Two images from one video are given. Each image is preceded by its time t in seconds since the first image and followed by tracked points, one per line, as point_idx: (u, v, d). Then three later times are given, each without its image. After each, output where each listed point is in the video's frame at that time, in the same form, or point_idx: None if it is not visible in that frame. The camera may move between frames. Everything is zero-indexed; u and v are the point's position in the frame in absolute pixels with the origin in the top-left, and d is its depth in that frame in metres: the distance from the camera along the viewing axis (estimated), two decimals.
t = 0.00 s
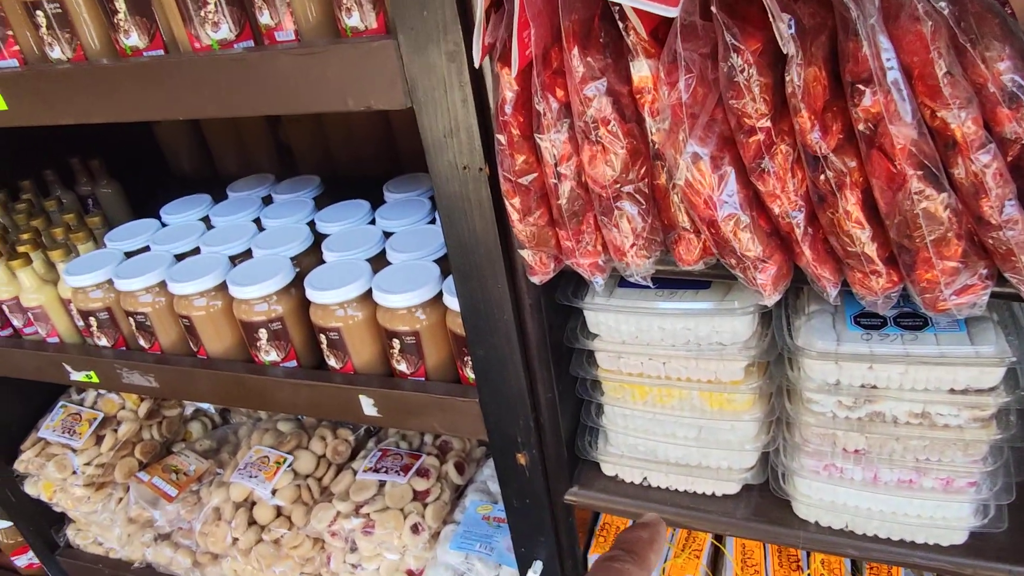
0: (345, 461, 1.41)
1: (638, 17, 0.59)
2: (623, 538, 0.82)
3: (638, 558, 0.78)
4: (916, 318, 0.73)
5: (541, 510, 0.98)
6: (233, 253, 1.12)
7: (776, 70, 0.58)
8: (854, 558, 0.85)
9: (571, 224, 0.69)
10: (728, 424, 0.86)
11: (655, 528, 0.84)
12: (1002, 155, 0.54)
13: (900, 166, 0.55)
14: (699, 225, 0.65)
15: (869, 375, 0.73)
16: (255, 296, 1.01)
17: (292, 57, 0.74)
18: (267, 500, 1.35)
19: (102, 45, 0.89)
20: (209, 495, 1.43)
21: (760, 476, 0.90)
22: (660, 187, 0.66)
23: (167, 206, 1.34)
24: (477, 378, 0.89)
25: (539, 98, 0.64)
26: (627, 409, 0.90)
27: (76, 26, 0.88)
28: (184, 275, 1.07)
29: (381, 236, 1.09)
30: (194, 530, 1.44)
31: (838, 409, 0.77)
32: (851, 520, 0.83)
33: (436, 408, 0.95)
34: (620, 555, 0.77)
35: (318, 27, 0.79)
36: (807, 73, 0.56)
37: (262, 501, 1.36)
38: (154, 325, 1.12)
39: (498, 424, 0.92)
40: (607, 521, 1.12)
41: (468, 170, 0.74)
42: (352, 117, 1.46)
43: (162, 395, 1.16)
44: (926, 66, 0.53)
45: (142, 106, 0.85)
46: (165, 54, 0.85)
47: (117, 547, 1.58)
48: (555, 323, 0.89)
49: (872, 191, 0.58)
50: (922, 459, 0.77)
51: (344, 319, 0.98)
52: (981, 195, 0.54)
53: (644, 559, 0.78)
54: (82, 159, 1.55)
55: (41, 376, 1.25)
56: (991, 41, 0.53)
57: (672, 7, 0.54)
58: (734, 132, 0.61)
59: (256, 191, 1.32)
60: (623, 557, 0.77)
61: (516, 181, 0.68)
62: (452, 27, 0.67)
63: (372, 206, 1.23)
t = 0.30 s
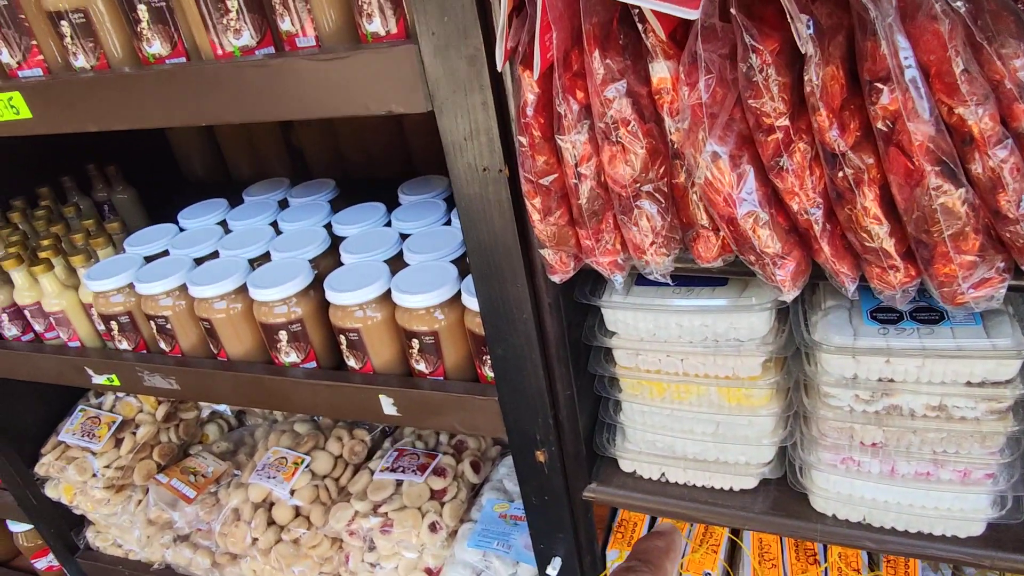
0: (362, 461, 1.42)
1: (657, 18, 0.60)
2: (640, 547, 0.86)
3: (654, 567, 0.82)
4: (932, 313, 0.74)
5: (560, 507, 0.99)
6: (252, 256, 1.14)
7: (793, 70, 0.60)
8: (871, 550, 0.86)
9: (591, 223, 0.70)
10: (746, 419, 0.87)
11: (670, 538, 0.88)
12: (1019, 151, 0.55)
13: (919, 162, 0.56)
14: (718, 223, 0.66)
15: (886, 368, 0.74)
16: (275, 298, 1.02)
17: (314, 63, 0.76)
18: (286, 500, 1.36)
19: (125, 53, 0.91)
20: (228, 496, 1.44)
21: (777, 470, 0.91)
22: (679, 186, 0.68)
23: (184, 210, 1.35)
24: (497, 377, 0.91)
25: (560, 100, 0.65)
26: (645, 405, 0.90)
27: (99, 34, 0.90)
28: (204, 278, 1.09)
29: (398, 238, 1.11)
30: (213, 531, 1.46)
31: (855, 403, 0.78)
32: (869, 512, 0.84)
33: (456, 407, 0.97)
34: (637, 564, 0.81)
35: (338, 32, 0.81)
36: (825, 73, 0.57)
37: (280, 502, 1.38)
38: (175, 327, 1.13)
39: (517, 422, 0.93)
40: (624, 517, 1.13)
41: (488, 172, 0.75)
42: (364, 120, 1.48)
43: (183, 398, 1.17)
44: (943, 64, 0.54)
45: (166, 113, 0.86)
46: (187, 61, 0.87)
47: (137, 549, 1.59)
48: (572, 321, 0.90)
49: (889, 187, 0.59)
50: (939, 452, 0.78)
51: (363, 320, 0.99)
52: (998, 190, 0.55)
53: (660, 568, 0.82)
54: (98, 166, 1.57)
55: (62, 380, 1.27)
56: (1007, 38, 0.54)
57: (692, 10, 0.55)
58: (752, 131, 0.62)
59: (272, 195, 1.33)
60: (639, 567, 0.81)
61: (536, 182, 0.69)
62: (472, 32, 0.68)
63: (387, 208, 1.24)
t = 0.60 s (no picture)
0: (369, 459, 1.44)
1: (657, 20, 0.63)
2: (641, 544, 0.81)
3: (655, 566, 0.77)
4: (927, 303, 0.76)
5: (567, 500, 1.01)
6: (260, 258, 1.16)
7: (788, 69, 0.62)
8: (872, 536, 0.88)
9: (595, 220, 0.73)
10: (748, 410, 0.89)
11: (672, 535, 0.82)
12: (1006, 144, 0.57)
13: (910, 156, 0.58)
14: (718, 218, 0.68)
15: (883, 358, 0.76)
16: (283, 299, 1.05)
17: (324, 67, 0.78)
18: (295, 498, 1.38)
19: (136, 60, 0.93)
20: (237, 495, 1.46)
21: (779, 460, 0.93)
22: (680, 182, 0.70)
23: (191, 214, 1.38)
24: (504, 372, 0.93)
25: (564, 100, 0.67)
26: (648, 398, 0.93)
27: (111, 42, 0.92)
28: (214, 279, 1.11)
29: (404, 238, 1.13)
30: (223, 530, 1.47)
31: (854, 392, 0.80)
32: (869, 500, 0.87)
33: (464, 402, 0.99)
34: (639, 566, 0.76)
35: (346, 36, 0.82)
36: (819, 71, 0.59)
37: (290, 500, 1.39)
38: (185, 329, 1.15)
39: (524, 416, 0.96)
40: (629, 510, 1.14)
41: (493, 171, 0.78)
42: (367, 124, 1.50)
43: (193, 398, 1.19)
44: (933, 61, 0.56)
45: (178, 117, 0.88)
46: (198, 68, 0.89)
47: (147, 550, 1.61)
48: (577, 316, 0.92)
49: (883, 180, 0.61)
50: (937, 438, 0.80)
51: (371, 319, 1.01)
52: (987, 181, 0.57)
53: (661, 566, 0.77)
54: (105, 172, 1.59)
55: (74, 382, 1.29)
56: (994, 37, 0.57)
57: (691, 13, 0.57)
58: (750, 129, 0.64)
59: (278, 198, 1.35)
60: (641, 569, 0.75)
61: (542, 180, 0.71)
62: (477, 35, 0.70)
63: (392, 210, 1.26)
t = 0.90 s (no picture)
0: (356, 442, 1.45)
1: None
2: (619, 462, 0.78)
3: (634, 479, 0.74)
4: (897, 257, 0.78)
5: (549, 466, 1.03)
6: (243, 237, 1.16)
7: (753, 18, 0.62)
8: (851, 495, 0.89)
9: (568, 177, 0.74)
10: (724, 370, 0.90)
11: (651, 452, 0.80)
12: (965, 84, 0.58)
13: (871, 98, 0.59)
14: (688, 170, 0.70)
15: (854, 311, 0.78)
16: (264, 274, 1.05)
17: (299, 34, 0.78)
18: (282, 480, 1.39)
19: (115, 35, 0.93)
20: (224, 480, 1.46)
21: (757, 421, 0.94)
22: (650, 137, 0.71)
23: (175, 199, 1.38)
24: (484, 338, 0.94)
25: (534, 55, 0.68)
26: (627, 361, 0.94)
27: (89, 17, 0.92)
28: (196, 257, 1.11)
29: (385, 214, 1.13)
30: (211, 515, 1.48)
31: (827, 347, 0.81)
32: (845, 457, 0.88)
33: (445, 372, 1.00)
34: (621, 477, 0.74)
35: (321, 7, 0.83)
36: (782, 18, 0.60)
37: (276, 483, 1.40)
38: (168, 309, 1.16)
39: (505, 383, 0.97)
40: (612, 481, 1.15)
41: (468, 134, 0.78)
42: (350, 109, 1.51)
43: (178, 377, 1.20)
44: (891, 4, 0.57)
45: (156, 91, 0.89)
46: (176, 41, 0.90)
47: (135, 539, 1.62)
48: (555, 282, 0.93)
49: (846, 126, 0.62)
50: (909, 391, 0.81)
51: (352, 292, 1.02)
52: (947, 122, 0.58)
53: (641, 481, 0.74)
54: (89, 161, 1.60)
55: (58, 365, 1.29)
56: None
57: None
58: (717, 80, 0.65)
59: (261, 181, 1.36)
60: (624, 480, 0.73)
61: (514, 137, 0.72)
62: None
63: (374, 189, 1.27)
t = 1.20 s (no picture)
0: (328, 447, 1.43)
1: None
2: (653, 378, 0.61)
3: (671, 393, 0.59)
4: (848, 250, 0.77)
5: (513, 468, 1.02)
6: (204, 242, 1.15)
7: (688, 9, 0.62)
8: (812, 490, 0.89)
9: (514, 173, 0.73)
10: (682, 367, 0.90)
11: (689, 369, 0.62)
12: (896, 72, 0.58)
13: (805, 87, 0.58)
14: (632, 165, 0.69)
15: (806, 304, 0.77)
16: (224, 278, 1.04)
17: (243, 33, 0.78)
18: (252, 488, 1.38)
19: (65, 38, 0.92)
20: (194, 488, 1.44)
21: (717, 417, 0.93)
22: (593, 132, 0.70)
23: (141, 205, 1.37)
24: (442, 339, 0.93)
25: (472, 49, 0.68)
26: (586, 360, 0.93)
27: (37, 20, 0.92)
28: (156, 263, 1.10)
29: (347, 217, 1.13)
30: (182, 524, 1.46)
31: (781, 342, 0.80)
32: (805, 453, 0.87)
33: (405, 374, 0.99)
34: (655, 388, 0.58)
35: (269, 5, 0.83)
36: (714, 9, 0.60)
37: (246, 490, 1.38)
38: (130, 315, 1.14)
39: (464, 384, 0.96)
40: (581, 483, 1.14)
41: (415, 132, 0.78)
42: (318, 113, 1.51)
43: (141, 385, 1.18)
44: None
45: (104, 91, 0.88)
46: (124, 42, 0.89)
47: (107, 550, 1.60)
48: (512, 281, 0.93)
49: (784, 117, 0.62)
50: (864, 385, 0.81)
51: (311, 295, 1.01)
52: (880, 110, 0.58)
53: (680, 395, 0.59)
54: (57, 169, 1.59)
55: (22, 374, 1.27)
56: None
57: None
58: (655, 72, 0.65)
59: (227, 186, 1.35)
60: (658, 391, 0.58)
61: (458, 134, 0.72)
62: None
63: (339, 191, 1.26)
